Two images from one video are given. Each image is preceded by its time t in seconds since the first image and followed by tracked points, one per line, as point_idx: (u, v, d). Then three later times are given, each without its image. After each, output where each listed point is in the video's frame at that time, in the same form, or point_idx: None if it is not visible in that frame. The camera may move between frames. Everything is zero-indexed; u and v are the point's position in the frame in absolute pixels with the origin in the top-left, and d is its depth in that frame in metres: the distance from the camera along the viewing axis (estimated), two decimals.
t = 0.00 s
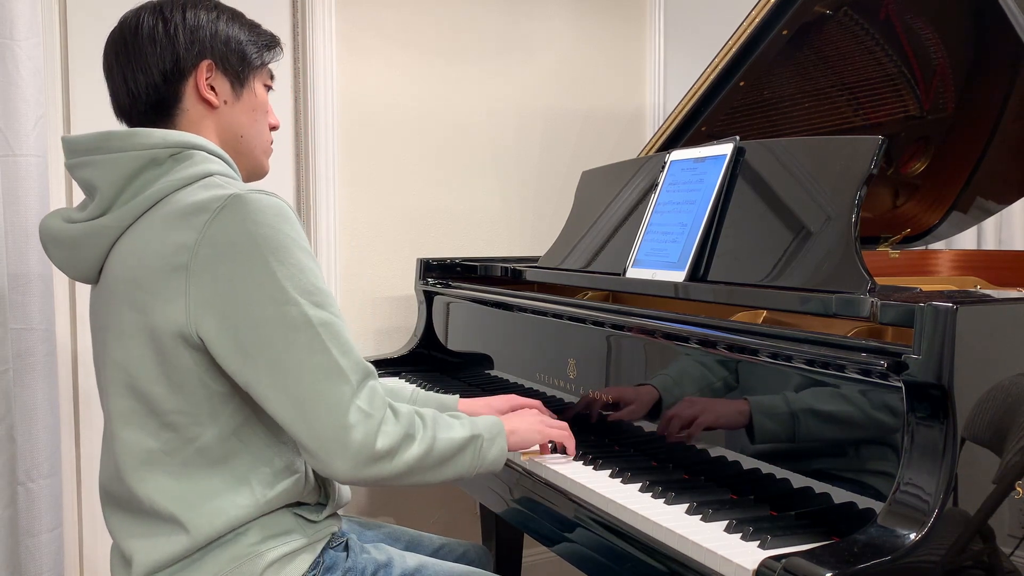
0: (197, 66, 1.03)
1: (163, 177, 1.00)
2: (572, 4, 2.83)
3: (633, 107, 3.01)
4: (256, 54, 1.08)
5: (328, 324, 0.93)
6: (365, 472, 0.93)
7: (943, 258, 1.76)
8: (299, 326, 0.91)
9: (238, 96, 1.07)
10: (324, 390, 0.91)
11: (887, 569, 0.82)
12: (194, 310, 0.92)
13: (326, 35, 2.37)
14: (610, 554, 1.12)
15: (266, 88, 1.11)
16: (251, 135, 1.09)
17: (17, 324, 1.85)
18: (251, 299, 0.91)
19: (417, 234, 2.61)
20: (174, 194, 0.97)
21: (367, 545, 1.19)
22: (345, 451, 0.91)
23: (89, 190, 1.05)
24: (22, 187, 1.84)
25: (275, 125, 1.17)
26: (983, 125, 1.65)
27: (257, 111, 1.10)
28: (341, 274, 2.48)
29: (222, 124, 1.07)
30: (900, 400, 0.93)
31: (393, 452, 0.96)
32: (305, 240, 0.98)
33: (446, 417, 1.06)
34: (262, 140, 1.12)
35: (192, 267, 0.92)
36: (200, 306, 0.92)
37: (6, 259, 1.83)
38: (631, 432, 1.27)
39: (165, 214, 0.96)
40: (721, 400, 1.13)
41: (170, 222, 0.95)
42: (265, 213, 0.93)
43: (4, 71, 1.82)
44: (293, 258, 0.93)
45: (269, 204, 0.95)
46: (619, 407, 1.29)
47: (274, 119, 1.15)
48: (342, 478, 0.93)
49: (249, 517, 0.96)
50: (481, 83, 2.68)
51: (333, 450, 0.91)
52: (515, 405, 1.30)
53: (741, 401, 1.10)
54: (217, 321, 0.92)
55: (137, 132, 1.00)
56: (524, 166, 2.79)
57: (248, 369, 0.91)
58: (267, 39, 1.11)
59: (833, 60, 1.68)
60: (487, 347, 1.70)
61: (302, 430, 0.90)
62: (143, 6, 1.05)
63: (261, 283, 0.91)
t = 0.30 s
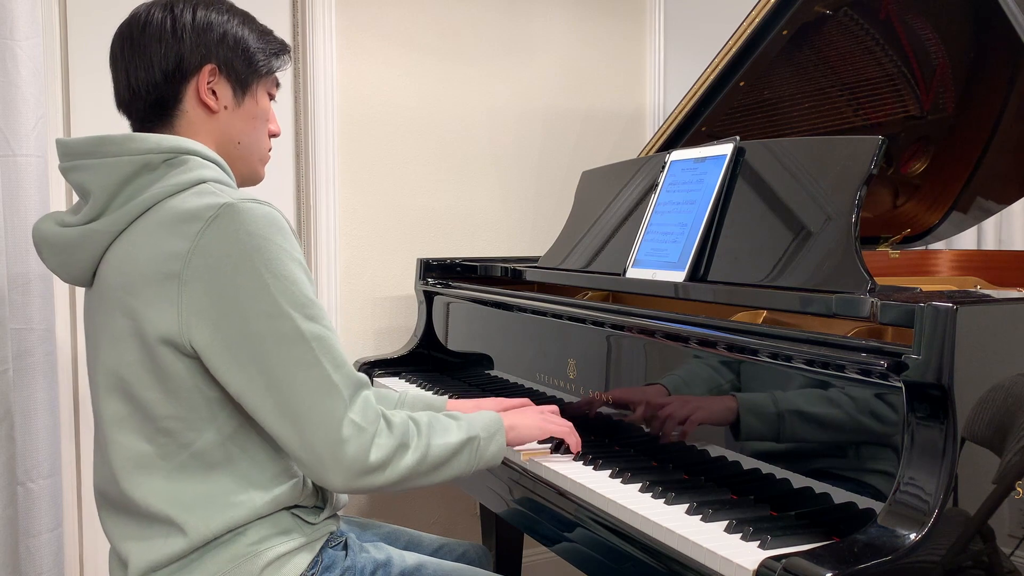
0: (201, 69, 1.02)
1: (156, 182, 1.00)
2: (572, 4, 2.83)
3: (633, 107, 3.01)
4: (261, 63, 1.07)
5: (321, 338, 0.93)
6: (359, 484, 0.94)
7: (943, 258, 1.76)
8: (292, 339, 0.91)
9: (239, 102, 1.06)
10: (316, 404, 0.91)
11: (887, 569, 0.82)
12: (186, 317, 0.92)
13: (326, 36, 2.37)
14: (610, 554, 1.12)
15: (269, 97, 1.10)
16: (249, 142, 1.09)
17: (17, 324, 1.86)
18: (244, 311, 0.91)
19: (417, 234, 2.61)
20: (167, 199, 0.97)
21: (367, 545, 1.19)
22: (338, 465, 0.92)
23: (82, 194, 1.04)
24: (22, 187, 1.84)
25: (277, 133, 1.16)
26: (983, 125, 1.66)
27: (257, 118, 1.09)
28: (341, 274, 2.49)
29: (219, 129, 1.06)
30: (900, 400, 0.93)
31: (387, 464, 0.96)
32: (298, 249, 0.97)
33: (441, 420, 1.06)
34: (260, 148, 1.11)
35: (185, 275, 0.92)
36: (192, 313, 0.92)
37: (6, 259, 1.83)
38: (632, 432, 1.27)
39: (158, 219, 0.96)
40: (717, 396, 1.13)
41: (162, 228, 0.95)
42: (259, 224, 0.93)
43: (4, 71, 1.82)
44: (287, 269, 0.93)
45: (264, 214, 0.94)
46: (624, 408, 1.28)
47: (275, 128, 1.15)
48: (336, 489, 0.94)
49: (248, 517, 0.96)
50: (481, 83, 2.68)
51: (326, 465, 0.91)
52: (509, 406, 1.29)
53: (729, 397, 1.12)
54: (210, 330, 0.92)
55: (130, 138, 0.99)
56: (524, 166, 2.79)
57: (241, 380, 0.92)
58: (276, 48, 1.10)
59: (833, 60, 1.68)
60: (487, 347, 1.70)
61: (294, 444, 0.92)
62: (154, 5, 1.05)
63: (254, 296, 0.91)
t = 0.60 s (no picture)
0: (198, 72, 1.02)
1: (155, 187, 0.99)
2: (572, 4, 2.83)
3: (633, 107, 3.01)
4: (258, 64, 1.06)
5: (319, 350, 0.93)
6: (355, 494, 0.94)
7: (943, 258, 1.76)
8: (290, 350, 0.91)
9: (237, 105, 1.06)
10: (313, 417, 0.91)
11: (887, 569, 0.82)
12: (183, 326, 0.91)
13: (326, 36, 2.37)
14: (610, 554, 1.12)
15: (267, 96, 1.10)
16: (246, 144, 1.09)
17: (17, 324, 1.86)
18: (243, 322, 0.90)
19: (417, 234, 2.61)
20: (165, 205, 0.97)
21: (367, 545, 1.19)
22: (334, 477, 0.92)
23: (80, 197, 1.04)
24: (22, 187, 1.85)
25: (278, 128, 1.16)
26: (983, 125, 1.66)
27: (256, 119, 1.08)
28: (341, 274, 2.49)
29: (216, 132, 1.06)
30: (900, 400, 0.93)
31: (383, 475, 0.96)
32: (297, 258, 0.97)
33: (435, 425, 1.06)
34: (258, 148, 1.11)
35: (183, 284, 0.91)
36: (189, 322, 0.91)
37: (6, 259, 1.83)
38: (630, 432, 1.27)
39: (156, 225, 0.95)
40: (715, 397, 1.13)
41: (160, 234, 0.94)
42: (258, 233, 0.92)
43: (4, 71, 1.82)
44: (285, 279, 0.92)
45: (264, 223, 0.94)
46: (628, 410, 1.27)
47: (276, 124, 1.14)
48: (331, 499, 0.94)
49: (249, 518, 0.96)
50: (481, 83, 2.68)
51: (322, 477, 0.92)
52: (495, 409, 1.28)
53: (724, 397, 1.12)
54: (207, 340, 0.91)
55: (128, 141, 0.99)
56: (524, 166, 2.79)
57: (238, 390, 0.91)
58: (272, 45, 1.08)
59: (833, 60, 1.68)
60: (487, 347, 1.70)
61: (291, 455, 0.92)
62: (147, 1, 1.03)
63: (253, 308, 0.90)
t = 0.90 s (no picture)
0: (196, 75, 1.02)
1: (155, 192, 0.99)
2: (572, 4, 2.83)
3: (633, 107, 3.01)
4: (255, 66, 1.05)
5: (316, 363, 0.92)
6: (348, 506, 0.94)
7: (943, 258, 1.76)
8: (287, 362, 0.90)
9: (236, 108, 1.05)
10: (308, 430, 0.91)
11: (887, 569, 0.82)
12: (180, 335, 0.91)
13: (326, 36, 2.37)
14: (610, 554, 1.12)
15: (266, 97, 1.08)
16: (246, 147, 1.08)
17: (17, 324, 1.86)
18: (240, 332, 0.90)
19: (416, 234, 2.61)
20: (164, 212, 0.96)
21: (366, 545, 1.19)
22: (328, 490, 0.92)
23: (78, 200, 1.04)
24: (22, 186, 1.84)
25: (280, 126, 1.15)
26: (983, 126, 1.66)
27: (255, 121, 1.08)
28: (341, 274, 2.49)
29: (216, 135, 1.06)
30: (900, 400, 0.93)
31: (376, 488, 0.96)
32: (296, 269, 0.96)
33: (431, 434, 1.06)
34: (259, 149, 1.10)
35: (181, 293, 0.91)
36: (187, 331, 0.91)
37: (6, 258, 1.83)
38: (630, 432, 1.27)
39: (156, 233, 0.95)
40: (716, 403, 1.13)
41: (159, 241, 0.94)
42: (258, 243, 0.92)
43: (4, 71, 1.82)
44: (283, 291, 0.91)
45: (265, 233, 0.93)
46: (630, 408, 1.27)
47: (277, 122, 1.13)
48: (325, 510, 0.94)
49: (249, 519, 0.96)
50: (481, 83, 2.68)
51: (316, 489, 0.91)
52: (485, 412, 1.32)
53: (727, 402, 1.11)
54: (204, 349, 0.91)
55: (129, 146, 0.98)
56: (524, 166, 2.79)
57: (235, 400, 0.91)
58: (268, 42, 1.06)
59: (833, 60, 1.68)
60: (487, 347, 1.70)
61: (285, 467, 0.91)
62: (141, 4, 1.02)
63: (251, 320, 0.90)
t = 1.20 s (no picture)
0: (197, 80, 1.00)
1: (157, 196, 0.98)
2: (572, 4, 2.83)
3: (633, 107, 3.01)
4: (257, 69, 1.03)
5: (315, 374, 0.91)
6: (343, 517, 0.94)
7: (943, 258, 1.76)
8: (287, 373, 0.90)
9: (238, 110, 1.04)
10: (306, 441, 0.90)
11: (887, 569, 0.82)
12: (178, 342, 0.90)
13: (326, 37, 2.37)
14: (610, 554, 1.12)
15: (270, 99, 1.07)
16: (249, 150, 1.07)
17: (17, 324, 1.86)
18: (241, 342, 0.89)
19: (416, 235, 2.61)
20: (167, 218, 0.96)
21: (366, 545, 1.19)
22: (323, 502, 0.92)
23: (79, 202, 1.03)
24: (21, 186, 1.84)
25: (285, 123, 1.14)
26: (984, 125, 1.65)
27: (258, 124, 1.06)
28: (341, 274, 2.49)
29: (218, 139, 1.05)
30: (900, 400, 0.93)
31: (372, 499, 0.96)
32: (299, 278, 0.95)
33: (427, 444, 1.05)
34: (262, 150, 1.08)
35: (181, 300, 0.90)
36: (186, 338, 0.90)
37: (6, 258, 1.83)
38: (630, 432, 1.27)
39: (158, 238, 0.94)
40: (717, 403, 1.13)
41: (161, 247, 0.93)
42: (260, 253, 0.91)
43: (4, 71, 1.82)
44: (285, 302, 0.90)
45: (268, 242, 0.92)
46: (632, 410, 1.27)
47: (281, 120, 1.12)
48: (320, 519, 0.94)
49: (248, 519, 0.96)
50: (481, 83, 2.68)
51: (311, 500, 0.91)
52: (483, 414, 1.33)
53: (729, 409, 1.11)
54: (203, 357, 0.91)
55: (131, 150, 0.98)
56: (523, 166, 2.79)
57: (232, 408, 0.90)
58: (271, 44, 1.05)
59: (833, 60, 1.68)
60: (487, 347, 1.70)
61: (281, 477, 0.91)
62: (141, 5, 1.00)
63: (252, 329, 0.89)
